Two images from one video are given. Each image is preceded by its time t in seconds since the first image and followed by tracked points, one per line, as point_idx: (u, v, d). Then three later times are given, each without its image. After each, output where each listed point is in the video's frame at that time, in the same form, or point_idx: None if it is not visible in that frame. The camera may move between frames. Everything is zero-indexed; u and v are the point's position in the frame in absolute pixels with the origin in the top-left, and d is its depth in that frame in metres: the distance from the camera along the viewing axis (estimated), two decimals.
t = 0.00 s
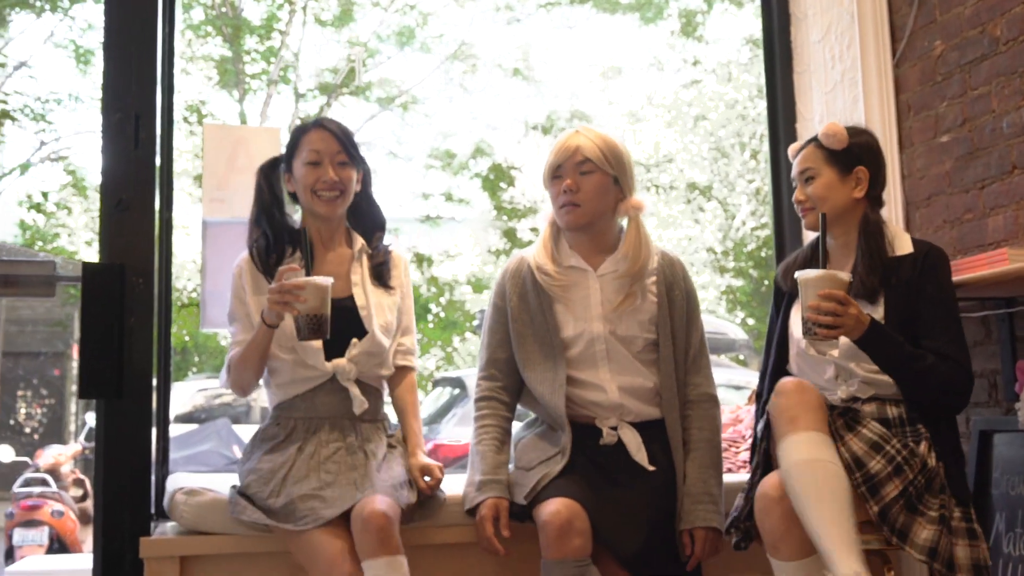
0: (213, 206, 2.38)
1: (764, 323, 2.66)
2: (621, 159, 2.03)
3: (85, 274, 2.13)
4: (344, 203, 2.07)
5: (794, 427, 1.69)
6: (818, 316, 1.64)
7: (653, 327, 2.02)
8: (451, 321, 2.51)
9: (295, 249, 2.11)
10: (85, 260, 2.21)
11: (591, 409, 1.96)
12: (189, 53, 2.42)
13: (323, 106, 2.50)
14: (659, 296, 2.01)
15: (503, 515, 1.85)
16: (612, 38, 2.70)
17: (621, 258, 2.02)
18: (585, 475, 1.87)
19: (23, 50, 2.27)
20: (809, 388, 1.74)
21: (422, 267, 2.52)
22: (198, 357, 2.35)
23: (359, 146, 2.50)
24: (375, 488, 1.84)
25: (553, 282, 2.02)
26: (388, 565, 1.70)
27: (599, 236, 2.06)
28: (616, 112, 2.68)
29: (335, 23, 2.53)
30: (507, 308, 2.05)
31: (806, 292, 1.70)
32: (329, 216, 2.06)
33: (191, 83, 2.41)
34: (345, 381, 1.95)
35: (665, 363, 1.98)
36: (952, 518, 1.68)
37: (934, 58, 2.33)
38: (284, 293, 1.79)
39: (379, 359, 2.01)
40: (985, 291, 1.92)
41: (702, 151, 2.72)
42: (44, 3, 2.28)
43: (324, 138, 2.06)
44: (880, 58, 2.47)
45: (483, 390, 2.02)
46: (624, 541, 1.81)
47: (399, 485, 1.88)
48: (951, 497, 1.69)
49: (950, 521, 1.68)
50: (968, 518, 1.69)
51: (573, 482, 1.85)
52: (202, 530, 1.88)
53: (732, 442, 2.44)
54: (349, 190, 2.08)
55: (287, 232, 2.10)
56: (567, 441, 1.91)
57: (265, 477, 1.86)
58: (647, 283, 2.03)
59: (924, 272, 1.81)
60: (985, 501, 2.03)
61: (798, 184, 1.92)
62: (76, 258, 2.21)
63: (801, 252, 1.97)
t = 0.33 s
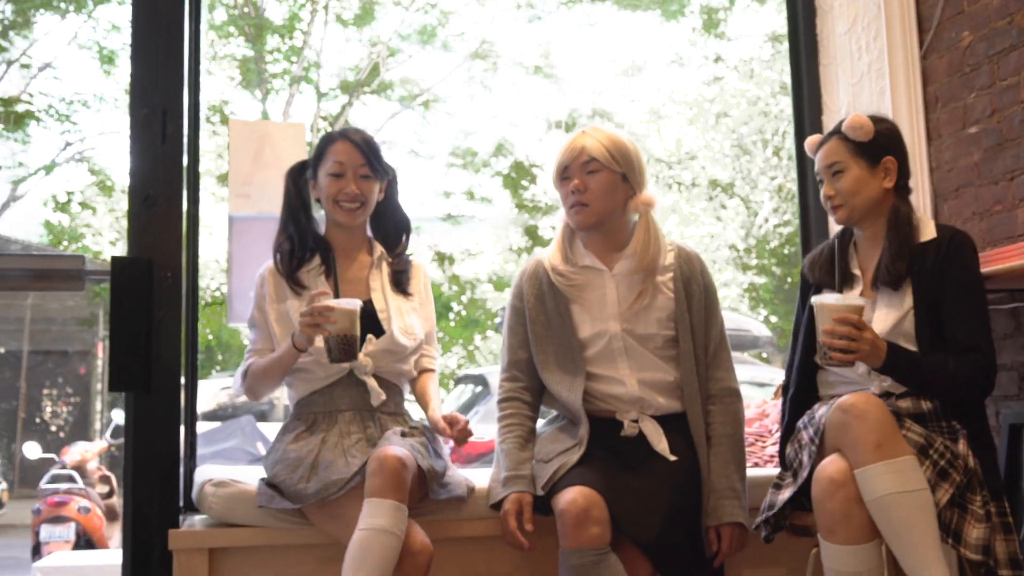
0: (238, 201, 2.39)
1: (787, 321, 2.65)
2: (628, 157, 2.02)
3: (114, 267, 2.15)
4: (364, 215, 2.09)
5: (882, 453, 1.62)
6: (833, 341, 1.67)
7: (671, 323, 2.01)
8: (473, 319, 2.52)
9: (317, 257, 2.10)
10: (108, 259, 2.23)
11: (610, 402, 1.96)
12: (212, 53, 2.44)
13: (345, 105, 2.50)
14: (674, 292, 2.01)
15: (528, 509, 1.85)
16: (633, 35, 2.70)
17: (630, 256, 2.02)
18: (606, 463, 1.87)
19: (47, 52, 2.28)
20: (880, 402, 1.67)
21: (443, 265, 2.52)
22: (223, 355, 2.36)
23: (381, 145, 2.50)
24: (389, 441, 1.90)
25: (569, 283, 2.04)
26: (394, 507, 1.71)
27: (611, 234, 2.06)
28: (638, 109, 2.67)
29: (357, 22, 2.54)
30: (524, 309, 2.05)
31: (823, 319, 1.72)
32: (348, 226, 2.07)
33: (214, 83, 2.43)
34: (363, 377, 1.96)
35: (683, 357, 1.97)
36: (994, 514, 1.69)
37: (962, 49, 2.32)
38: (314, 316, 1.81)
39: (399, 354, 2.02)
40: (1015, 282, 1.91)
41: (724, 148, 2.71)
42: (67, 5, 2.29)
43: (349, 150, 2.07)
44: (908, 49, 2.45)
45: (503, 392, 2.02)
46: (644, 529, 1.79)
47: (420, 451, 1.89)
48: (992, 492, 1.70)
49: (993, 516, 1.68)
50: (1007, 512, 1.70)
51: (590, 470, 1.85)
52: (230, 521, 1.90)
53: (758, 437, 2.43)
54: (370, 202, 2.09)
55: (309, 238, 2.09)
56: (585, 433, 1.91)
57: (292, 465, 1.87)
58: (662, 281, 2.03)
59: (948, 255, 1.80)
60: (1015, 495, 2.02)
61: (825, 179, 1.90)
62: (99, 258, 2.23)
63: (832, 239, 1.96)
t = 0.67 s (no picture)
0: (264, 197, 2.41)
1: (812, 317, 2.64)
2: (644, 151, 2.00)
3: (142, 261, 2.16)
4: (387, 199, 2.10)
5: (902, 437, 1.61)
6: (868, 362, 1.68)
7: (693, 316, 2.00)
8: (495, 317, 2.51)
9: (341, 248, 2.10)
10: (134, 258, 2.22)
11: (633, 395, 1.96)
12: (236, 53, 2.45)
13: (366, 103, 2.51)
14: (694, 284, 2.00)
15: (551, 501, 1.84)
16: (655, 30, 2.69)
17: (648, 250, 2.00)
18: (631, 456, 1.87)
19: (70, 53, 2.27)
20: (902, 390, 1.66)
21: (465, 263, 2.53)
22: (246, 354, 2.35)
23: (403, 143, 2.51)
24: (408, 452, 1.85)
25: (588, 280, 2.03)
26: (408, 533, 1.69)
27: (630, 230, 2.05)
28: (660, 106, 2.66)
29: (379, 20, 2.55)
30: (545, 306, 2.06)
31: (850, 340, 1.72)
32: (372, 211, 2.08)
33: (237, 83, 2.44)
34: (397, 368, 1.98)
35: (705, 350, 1.96)
36: None
37: (991, 39, 2.30)
38: (363, 354, 1.82)
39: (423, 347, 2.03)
40: None
41: (747, 144, 2.70)
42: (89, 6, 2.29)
43: (370, 137, 2.08)
44: (936, 39, 2.43)
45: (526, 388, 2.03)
46: (667, 521, 1.78)
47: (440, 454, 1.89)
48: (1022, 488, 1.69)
49: None
50: None
51: (613, 464, 1.84)
52: (257, 514, 1.92)
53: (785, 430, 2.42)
54: (392, 187, 2.10)
55: (335, 229, 2.11)
56: (608, 427, 1.90)
57: (316, 459, 1.88)
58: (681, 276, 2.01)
59: (988, 234, 1.80)
60: None
61: (870, 167, 1.89)
62: (125, 256, 2.22)
63: (869, 225, 2.01)
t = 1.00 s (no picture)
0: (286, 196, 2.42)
1: (834, 315, 2.62)
2: (666, 148, 2.00)
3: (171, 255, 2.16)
4: (409, 189, 2.10)
5: (899, 444, 1.60)
6: (882, 363, 1.66)
7: (718, 310, 1.99)
8: (516, 316, 2.51)
9: (366, 247, 2.11)
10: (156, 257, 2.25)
11: (659, 390, 1.95)
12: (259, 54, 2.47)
13: (387, 104, 2.52)
14: (719, 279, 1.99)
15: (575, 496, 1.85)
16: (676, 28, 2.68)
17: (671, 247, 1.99)
18: (657, 450, 1.87)
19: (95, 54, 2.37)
20: (906, 391, 1.64)
21: (486, 262, 2.53)
22: (269, 354, 2.36)
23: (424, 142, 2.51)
24: (437, 444, 1.88)
25: (612, 277, 2.03)
26: (442, 519, 1.69)
27: (652, 227, 2.05)
28: (681, 104, 2.66)
29: (399, 20, 2.55)
30: (569, 303, 2.07)
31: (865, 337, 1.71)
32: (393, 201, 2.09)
33: (259, 84, 2.46)
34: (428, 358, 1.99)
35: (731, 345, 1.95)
36: None
37: (1016, 31, 2.28)
38: (394, 373, 1.80)
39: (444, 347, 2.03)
40: None
41: (769, 142, 2.69)
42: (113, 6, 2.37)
43: (393, 133, 2.08)
44: (961, 32, 2.41)
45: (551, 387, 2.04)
46: (693, 516, 1.77)
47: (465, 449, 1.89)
48: None
49: None
50: None
51: (637, 460, 1.84)
52: (280, 508, 1.93)
53: (810, 427, 2.42)
54: (414, 179, 2.09)
55: (360, 227, 2.11)
56: (631, 422, 1.90)
57: (339, 456, 1.89)
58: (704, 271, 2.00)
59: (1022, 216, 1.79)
60: None
61: (901, 151, 1.88)
62: (148, 256, 2.25)
63: (906, 209, 2.00)
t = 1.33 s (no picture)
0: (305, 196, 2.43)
1: (853, 316, 2.60)
2: (663, 144, 1.98)
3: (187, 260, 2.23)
4: (432, 186, 2.10)
5: (921, 441, 1.60)
6: (906, 357, 1.68)
7: (725, 305, 1.98)
8: (533, 316, 2.52)
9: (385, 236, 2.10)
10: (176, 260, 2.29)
11: (670, 388, 1.95)
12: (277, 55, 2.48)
13: (404, 105, 2.53)
14: (723, 274, 1.99)
15: (593, 492, 1.85)
16: (693, 27, 2.68)
17: (673, 245, 1.99)
18: (671, 449, 1.87)
19: (115, 57, 2.39)
20: (932, 385, 1.62)
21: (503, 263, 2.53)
22: (285, 354, 2.40)
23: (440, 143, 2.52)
24: (454, 443, 1.87)
25: (616, 276, 2.03)
26: (456, 520, 1.69)
27: (654, 225, 2.04)
28: (698, 104, 2.66)
29: (416, 22, 2.56)
30: (575, 304, 2.07)
31: (886, 334, 1.72)
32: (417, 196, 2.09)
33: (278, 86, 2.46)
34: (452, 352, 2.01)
35: (739, 340, 1.95)
36: None
37: None
38: (421, 368, 1.82)
39: (465, 340, 2.03)
40: None
41: (787, 142, 2.68)
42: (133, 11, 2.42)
43: (417, 126, 2.10)
44: (980, 29, 2.42)
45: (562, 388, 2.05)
46: (703, 514, 1.77)
47: (484, 448, 1.88)
48: None
49: None
50: None
51: (648, 458, 1.84)
52: (298, 505, 1.95)
53: (828, 424, 2.39)
54: (437, 176, 2.11)
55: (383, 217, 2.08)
56: (644, 420, 1.90)
57: (357, 454, 1.89)
58: (711, 265, 2.00)
59: None
60: None
61: (911, 143, 1.90)
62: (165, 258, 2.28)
63: (920, 207, 1.98)
